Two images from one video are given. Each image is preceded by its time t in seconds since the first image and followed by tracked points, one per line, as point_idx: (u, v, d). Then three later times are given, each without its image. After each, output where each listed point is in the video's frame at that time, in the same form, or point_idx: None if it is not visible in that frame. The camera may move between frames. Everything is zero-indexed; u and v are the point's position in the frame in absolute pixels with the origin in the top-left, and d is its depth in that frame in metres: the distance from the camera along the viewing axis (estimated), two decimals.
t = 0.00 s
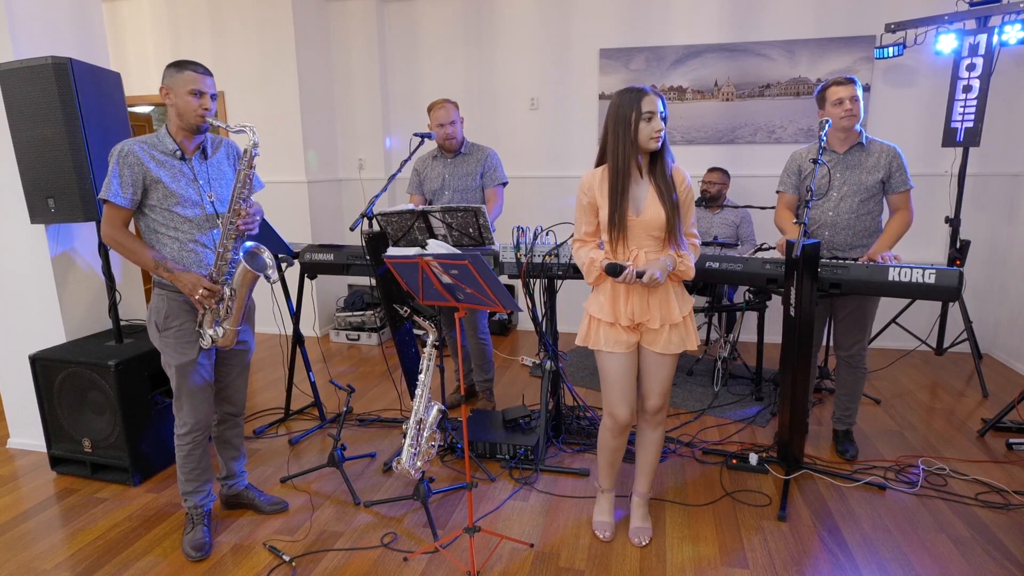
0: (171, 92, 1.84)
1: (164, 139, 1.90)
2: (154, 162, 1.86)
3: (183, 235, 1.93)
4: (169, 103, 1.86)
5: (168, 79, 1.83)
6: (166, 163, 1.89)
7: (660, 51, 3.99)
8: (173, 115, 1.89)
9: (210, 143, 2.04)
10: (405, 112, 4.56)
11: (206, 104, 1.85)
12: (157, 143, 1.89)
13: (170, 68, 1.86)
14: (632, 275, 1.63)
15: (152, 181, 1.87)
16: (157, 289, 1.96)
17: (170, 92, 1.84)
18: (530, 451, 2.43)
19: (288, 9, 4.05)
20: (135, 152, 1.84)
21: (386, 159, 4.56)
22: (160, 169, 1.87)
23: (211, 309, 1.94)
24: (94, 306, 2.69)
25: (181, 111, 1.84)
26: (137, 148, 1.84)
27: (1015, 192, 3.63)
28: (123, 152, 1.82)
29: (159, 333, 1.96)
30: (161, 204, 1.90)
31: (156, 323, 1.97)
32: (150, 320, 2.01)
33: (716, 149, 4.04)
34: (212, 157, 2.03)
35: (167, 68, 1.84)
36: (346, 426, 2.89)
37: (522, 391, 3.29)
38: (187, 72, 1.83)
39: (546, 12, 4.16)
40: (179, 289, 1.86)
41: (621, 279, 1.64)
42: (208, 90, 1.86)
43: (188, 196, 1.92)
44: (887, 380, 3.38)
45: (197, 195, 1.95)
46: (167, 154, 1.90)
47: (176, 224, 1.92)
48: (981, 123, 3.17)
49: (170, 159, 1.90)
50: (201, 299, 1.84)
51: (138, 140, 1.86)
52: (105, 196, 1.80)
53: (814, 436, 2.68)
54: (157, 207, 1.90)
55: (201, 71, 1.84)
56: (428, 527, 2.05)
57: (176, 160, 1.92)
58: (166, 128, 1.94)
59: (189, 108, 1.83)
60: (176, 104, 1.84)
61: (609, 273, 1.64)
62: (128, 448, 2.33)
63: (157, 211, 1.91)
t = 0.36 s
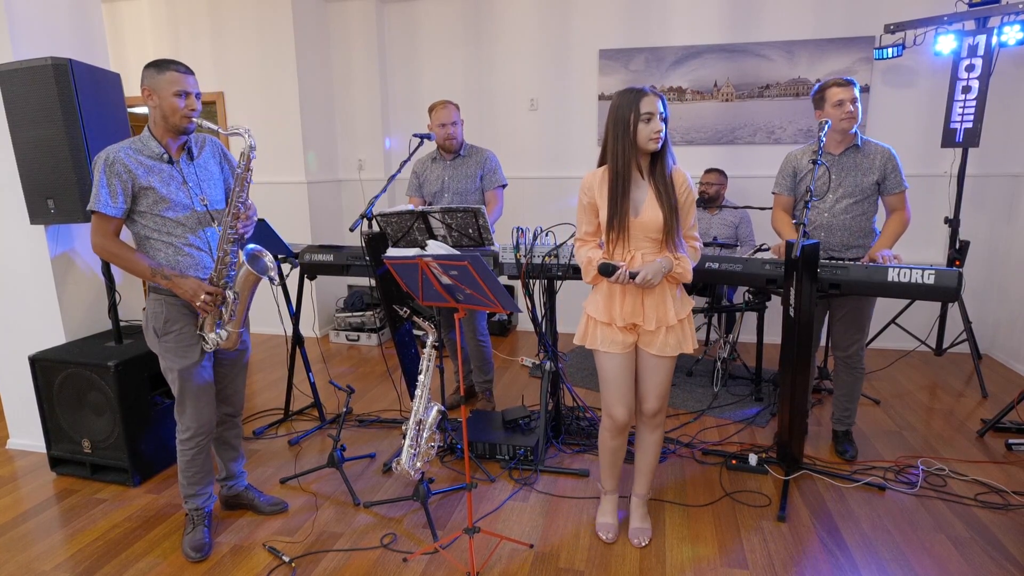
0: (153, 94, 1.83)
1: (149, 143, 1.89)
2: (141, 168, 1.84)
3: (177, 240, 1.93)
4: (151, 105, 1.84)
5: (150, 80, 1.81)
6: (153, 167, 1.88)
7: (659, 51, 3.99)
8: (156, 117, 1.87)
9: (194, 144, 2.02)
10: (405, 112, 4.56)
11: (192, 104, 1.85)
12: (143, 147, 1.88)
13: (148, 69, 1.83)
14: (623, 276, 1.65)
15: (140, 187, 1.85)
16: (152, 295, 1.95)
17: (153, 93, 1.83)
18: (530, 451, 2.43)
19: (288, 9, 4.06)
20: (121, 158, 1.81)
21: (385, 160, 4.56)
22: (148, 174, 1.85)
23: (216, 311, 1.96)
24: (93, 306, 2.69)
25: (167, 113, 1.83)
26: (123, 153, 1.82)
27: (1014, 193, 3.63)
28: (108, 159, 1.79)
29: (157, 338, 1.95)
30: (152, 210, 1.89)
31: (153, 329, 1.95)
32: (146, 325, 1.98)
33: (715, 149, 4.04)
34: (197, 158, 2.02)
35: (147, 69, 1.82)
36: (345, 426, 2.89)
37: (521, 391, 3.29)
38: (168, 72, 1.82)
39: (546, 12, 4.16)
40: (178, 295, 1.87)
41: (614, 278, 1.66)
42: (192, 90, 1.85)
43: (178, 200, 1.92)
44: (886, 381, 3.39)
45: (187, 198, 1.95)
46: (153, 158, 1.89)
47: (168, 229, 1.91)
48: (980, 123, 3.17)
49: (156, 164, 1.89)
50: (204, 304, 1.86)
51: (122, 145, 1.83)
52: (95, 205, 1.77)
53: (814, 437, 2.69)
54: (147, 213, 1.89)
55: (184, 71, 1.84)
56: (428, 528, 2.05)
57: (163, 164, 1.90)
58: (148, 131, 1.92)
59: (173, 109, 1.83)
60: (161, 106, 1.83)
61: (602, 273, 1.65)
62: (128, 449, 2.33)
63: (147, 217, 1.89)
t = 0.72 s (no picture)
0: (157, 92, 1.83)
1: (149, 141, 1.89)
2: (140, 164, 1.84)
3: (171, 238, 1.93)
4: (154, 102, 1.85)
5: (154, 77, 1.82)
6: (152, 165, 1.88)
7: (659, 51, 3.99)
8: (158, 115, 1.87)
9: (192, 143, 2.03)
10: (404, 112, 4.56)
11: (196, 104, 1.86)
12: (142, 144, 1.88)
13: (154, 66, 1.84)
14: (610, 269, 1.64)
15: (138, 184, 1.85)
16: (140, 295, 1.95)
17: (156, 90, 1.83)
18: (529, 451, 2.44)
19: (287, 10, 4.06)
20: (120, 154, 1.81)
21: (385, 160, 4.56)
22: (146, 171, 1.86)
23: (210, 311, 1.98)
24: (93, 306, 2.69)
25: (169, 111, 1.83)
26: (122, 150, 1.82)
27: (1012, 193, 3.63)
28: (107, 155, 1.79)
29: (146, 340, 1.95)
30: (147, 207, 1.89)
31: (142, 330, 1.95)
32: (134, 327, 1.98)
33: (714, 149, 4.05)
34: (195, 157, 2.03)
35: (152, 67, 1.82)
36: (345, 426, 2.89)
37: (521, 391, 3.29)
38: (174, 71, 1.82)
39: (545, 12, 4.16)
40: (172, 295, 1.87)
41: (601, 271, 1.64)
42: (196, 90, 1.86)
43: (175, 199, 1.92)
44: (885, 380, 3.39)
45: (184, 197, 1.95)
46: (152, 155, 1.89)
47: (162, 228, 1.91)
48: (979, 123, 3.17)
49: (155, 161, 1.89)
50: (197, 303, 1.86)
51: (122, 141, 1.83)
52: (91, 200, 1.76)
53: (813, 436, 2.69)
54: (142, 210, 1.89)
55: (190, 71, 1.85)
56: (427, 527, 2.05)
57: (161, 161, 1.90)
58: (148, 128, 1.92)
59: (178, 108, 1.83)
60: (164, 104, 1.83)
61: (587, 266, 1.64)
62: (127, 449, 2.33)
63: (142, 215, 1.89)
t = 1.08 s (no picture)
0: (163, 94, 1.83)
1: (151, 141, 1.89)
2: (140, 165, 1.85)
3: (168, 239, 1.93)
4: (160, 104, 1.85)
5: (160, 78, 1.82)
6: (152, 165, 1.88)
7: (659, 52, 3.99)
8: (161, 116, 1.87)
9: (195, 147, 2.04)
10: (404, 112, 4.56)
11: (201, 108, 1.86)
12: (143, 145, 1.88)
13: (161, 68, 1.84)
14: (603, 271, 1.64)
15: (138, 185, 1.85)
16: (135, 298, 1.96)
17: (162, 92, 1.83)
18: (529, 451, 2.44)
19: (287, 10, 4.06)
20: (122, 155, 1.82)
21: (385, 160, 4.56)
22: (146, 172, 1.86)
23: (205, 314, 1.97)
24: (93, 306, 2.69)
25: (174, 113, 1.84)
26: (124, 150, 1.83)
27: (1012, 193, 3.64)
28: (107, 153, 1.80)
29: (140, 343, 1.95)
30: (145, 208, 1.88)
31: (136, 333, 1.96)
32: (129, 330, 1.99)
33: (714, 150, 4.05)
34: (197, 160, 2.03)
35: (160, 69, 1.83)
36: (345, 426, 2.90)
37: (521, 391, 3.29)
38: (181, 75, 1.82)
39: (545, 12, 4.17)
40: (169, 295, 1.88)
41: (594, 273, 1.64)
42: (203, 94, 1.86)
43: (173, 201, 1.92)
44: (885, 381, 3.39)
45: (183, 199, 1.95)
46: (153, 156, 1.89)
47: (159, 229, 1.91)
48: (979, 124, 3.17)
49: (156, 162, 1.89)
50: (194, 306, 1.87)
51: (123, 142, 1.84)
52: (88, 198, 1.76)
53: (813, 437, 2.69)
54: (139, 211, 1.89)
55: (197, 75, 1.85)
56: (427, 528, 2.05)
57: (162, 163, 1.91)
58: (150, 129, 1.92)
59: (183, 111, 1.84)
60: (169, 106, 1.83)
61: (583, 266, 1.64)
62: (127, 449, 2.33)
63: (140, 215, 1.89)
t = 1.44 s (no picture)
0: (160, 94, 1.82)
1: (149, 143, 1.89)
2: (138, 166, 1.84)
3: (168, 241, 1.92)
4: (158, 105, 1.84)
5: (158, 79, 1.81)
6: (151, 167, 1.88)
7: (659, 51, 3.99)
8: (159, 117, 1.87)
9: (194, 148, 2.04)
10: (403, 112, 4.55)
11: (200, 108, 1.85)
12: (142, 146, 1.88)
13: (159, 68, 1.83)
14: (614, 274, 1.62)
15: (137, 187, 1.85)
16: (135, 300, 1.96)
17: (160, 93, 1.83)
18: (529, 451, 2.44)
19: (287, 10, 4.06)
20: (120, 156, 1.81)
21: (385, 160, 4.56)
22: (144, 173, 1.85)
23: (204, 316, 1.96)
24: (92, 306, 2.69)
25: (172, 114, 1.83)
26: (122, 151, 1.82)
27: (1013, 192, 3.63)
28: (105, 155, 1.79)
29: (141, 345, 1.96)
30: (144, 210, 1.88)
31: (137, 336, 1.96)
32: (132, 332, 1.99)
33: (714, 149, 4.05)
34: (196, 162, 2.03)
35: (157, 69, 1.82)
36: (345, 426, 2.89)
37: (521, 391, 3.29)
38: (179, 75, 1.82)
39: (545, 12, 4.16)
40: (168, 298, 1.87)
41: (605, 277, 1.62)
42: (201, 94, 1.86)
43: (172, 203, 1.92)
44: (885, 380, 3.39)
45: (182, 201, 1.95)
46: (151, 157, 1.89)
47: (159, 231, 1.91)
48: (979, 123, 3.17)
49: (155, 164, 1.89)
50: (196, 309, 1.86)
51: (121, 143, 1.83)
52: (87, 201, 1.76)
53: (813, 436, 2.69)
54: (138, 213, 1.88)
55: (195, 76, 1.85)
56: (428, 528, 2.05)
57: (161, 164, 1.90)
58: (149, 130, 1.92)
59: (181, 112, 1.83)
60: (167, 106, 1.83)
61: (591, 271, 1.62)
62: (127, 449, 2.33)
63: (138, 217, 1.89)
